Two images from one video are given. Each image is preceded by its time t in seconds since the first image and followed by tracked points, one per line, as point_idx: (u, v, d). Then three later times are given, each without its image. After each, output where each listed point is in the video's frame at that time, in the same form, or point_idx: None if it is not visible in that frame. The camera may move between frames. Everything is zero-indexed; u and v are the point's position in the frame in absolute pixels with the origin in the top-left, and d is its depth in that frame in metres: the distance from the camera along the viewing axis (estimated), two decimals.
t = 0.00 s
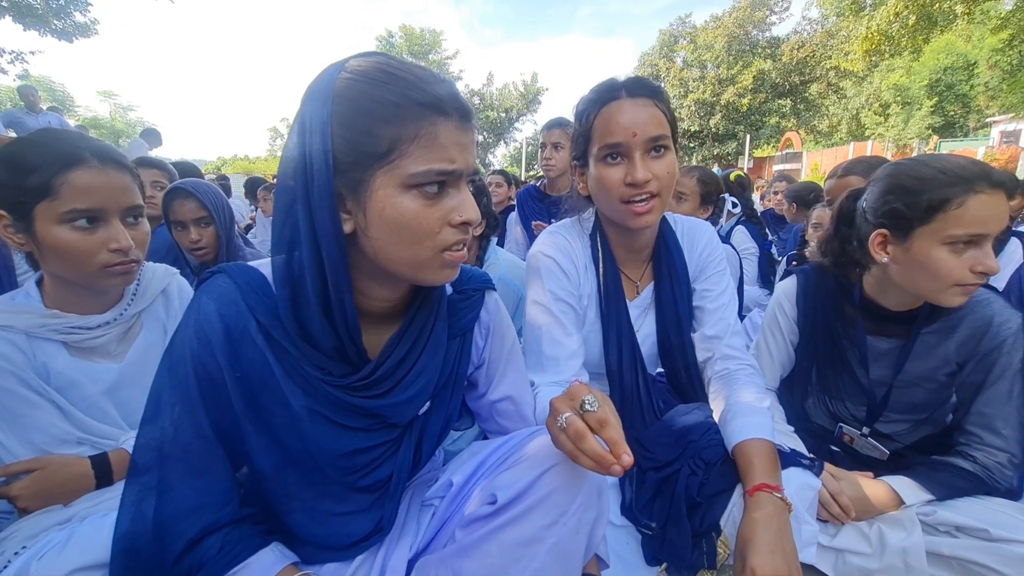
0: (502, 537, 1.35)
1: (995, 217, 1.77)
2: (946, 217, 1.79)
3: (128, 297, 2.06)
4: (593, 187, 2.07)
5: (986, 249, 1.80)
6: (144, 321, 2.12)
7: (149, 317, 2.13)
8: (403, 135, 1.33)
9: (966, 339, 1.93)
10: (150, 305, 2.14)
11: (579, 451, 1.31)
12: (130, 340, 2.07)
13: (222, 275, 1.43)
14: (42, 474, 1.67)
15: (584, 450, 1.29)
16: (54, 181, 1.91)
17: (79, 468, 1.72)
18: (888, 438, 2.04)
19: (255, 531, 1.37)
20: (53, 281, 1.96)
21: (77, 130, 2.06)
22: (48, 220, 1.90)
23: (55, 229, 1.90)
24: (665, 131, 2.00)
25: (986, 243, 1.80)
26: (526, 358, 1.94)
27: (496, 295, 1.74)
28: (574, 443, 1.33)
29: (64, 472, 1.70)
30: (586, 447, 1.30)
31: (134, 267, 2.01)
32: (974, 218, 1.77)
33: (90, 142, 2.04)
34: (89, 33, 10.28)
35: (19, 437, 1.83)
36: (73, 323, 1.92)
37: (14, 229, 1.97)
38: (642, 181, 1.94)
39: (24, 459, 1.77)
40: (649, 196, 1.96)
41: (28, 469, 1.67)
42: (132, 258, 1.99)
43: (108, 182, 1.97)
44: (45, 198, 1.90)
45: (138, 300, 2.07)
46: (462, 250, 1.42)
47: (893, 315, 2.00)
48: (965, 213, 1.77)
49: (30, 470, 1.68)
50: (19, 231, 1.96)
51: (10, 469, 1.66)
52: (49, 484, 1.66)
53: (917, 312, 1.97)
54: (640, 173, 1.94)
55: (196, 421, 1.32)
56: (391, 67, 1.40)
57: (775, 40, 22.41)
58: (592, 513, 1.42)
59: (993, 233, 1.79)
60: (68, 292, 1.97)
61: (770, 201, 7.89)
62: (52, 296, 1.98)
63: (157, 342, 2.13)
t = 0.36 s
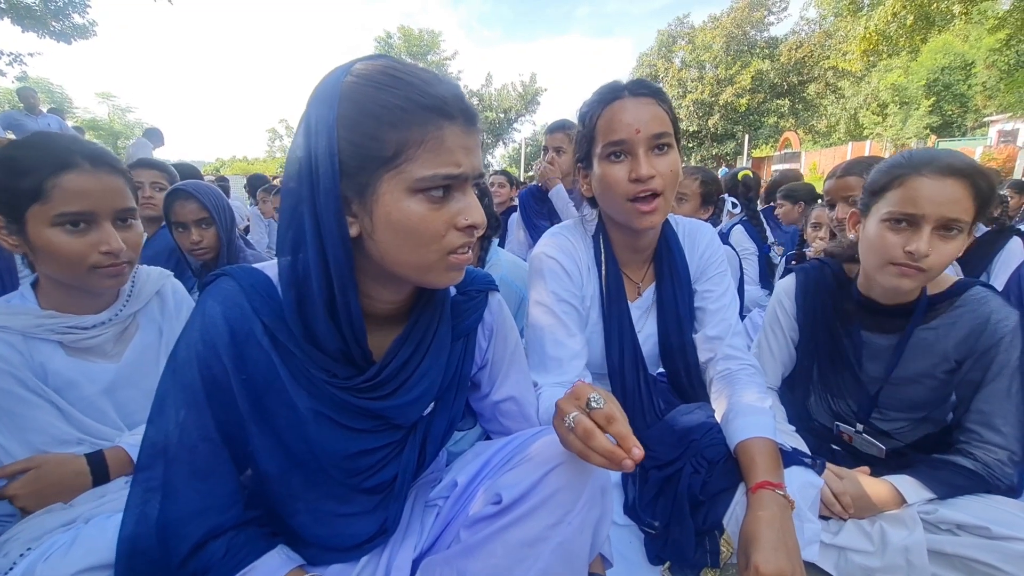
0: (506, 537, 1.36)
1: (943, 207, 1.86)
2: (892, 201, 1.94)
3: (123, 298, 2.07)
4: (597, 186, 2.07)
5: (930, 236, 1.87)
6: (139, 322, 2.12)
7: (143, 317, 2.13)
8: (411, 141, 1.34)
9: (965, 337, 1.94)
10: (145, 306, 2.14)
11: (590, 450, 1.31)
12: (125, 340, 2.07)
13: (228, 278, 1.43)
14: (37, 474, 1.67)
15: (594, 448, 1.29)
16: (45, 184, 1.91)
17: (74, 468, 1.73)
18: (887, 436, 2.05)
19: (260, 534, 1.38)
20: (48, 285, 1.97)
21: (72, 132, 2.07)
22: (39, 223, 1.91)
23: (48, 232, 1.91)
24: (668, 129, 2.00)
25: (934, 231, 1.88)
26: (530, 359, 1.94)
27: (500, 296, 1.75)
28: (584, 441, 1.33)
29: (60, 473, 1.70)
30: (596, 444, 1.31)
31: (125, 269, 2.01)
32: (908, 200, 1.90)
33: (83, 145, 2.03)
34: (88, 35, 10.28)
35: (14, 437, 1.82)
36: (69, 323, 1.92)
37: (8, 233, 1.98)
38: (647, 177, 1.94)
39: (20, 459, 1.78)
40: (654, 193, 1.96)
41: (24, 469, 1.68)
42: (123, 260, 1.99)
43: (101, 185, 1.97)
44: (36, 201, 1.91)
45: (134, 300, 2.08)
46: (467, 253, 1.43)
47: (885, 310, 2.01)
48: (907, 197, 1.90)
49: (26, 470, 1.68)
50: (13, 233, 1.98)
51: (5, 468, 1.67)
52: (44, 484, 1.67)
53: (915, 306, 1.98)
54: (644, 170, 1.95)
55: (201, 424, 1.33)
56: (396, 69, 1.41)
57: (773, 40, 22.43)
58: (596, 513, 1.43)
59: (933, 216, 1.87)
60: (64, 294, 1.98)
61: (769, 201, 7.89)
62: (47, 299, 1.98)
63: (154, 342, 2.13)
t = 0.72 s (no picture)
0: (510, 538, 1.36)
1: (930, 199, 1.88)
2: (881, 195, 1.97)
3: (118, 298, 2.07)
4: (600, 185, 2.06)
5: (916, 228, 1.89)
6: (134, 321, 2.12)
7: (138, 317, 2.13)
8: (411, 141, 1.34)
9: (964, 335, 1.93)
10: (140, 306, 2.14)
11: (598, 450, 1.31)
12: (121, 340, 2.07)
13: (231, 277, 1.43)
14: (32, 474, 1.67)
15: (603, 450, 1.29)
16: (32, 180, 1.90)
17: (69, 468, 1.72)
18: (885, 435, 2.05)
19: (262, 536, 1.37)
20: (44, 285, 1.97)
21: (56, 131, 2.06)
22: (29, 220, 1.90)
23: (38, 228, 1.90)
24: (670, 125, 2.00)
25: (921, 224, 1.90)
26: (533, 359, 1.94)
27: (503, 295, 1.74)
28: (592, 441, 1.32)
29: (54, 473, 1.70)
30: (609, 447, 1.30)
31: (120, 262, 2.01)
32: (897, 193, 1.92)
33: (67, 141, 2.03)
34: (87, 36, 10.28)
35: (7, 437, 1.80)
36: (65, 322, 1.92)
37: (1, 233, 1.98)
38: (650, 172, 1.94)
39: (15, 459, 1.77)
40: (658, 188, 1.95)
41: (19, 469, 1.68)
42: (117, 252, 1.99)
43: (87, 179, 1.96)
44: (24, 198, 1.90)
45: (129, 300, 2.08)
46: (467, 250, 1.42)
47: (880, 306, 2.01)
48: (896, 190, 1.94)
49: (21, 469, 1.68)
50: (5, 233, 1.98)
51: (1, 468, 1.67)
52: (38, 484, 1.66)
53: (914, 304, 1.97)
54: (647, 165, 1.94)
55: (203, 424, 1.32)
56: (395, 66, 1.40)
57: (771, 40, 22.44)
58: (600, 512, 1.43)
59: (920, 210, 1.89)
60: (58, 291, 1.98)
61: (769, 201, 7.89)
62: (42, 297, 1.98)
63: (149, 341, 2.12)
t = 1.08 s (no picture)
0: (511, 538, 1.35)
1: (924, 197, 1.88)
2: (883, 191, 1.98)
3: (117, 296, 2.06)
4: (605, 187, 2.05)
5: (911, 226, 1.89)
6: (134, 320, 2.11)
7: (138, 315, 2.12)
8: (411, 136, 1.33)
9: (971, 335, 1.91)
10: (139, 304, 2.12)
11: (608, 433, 1.30)
12: (121, 338, 2.06)
13: (229, 274, 1.42)
14: (33, 473, 1.66)
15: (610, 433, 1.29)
16: (31, 177, 1.89)
17: (70, 468, 1.71)
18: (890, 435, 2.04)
19: (260, 536, 1.36)
20: (43, 284, 1.96)
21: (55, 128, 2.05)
22: (30, 217, 1.89)
23: (39, 225, 1.89)
24: (672, 125, 2.00)
25: (916, 222, 1.90)
26: (535, 358, 1.93)
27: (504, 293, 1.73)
28: (599, 426, 1.31)
29: (56, 472, 1.69)
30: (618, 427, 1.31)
31: (122, 260, 2.01)
32: (896, 190, 1.93)
33: (66, 138, 2.01)
34: (87, 36, 10.27)
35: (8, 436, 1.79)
36: (66, 320, 1.91)
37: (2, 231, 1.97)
38: (657, 173, 1.93)
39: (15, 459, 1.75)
40: (665, 188, 1.94)
41: (18, 469, 1.67)
42: (117, 250, 1.98)
43: (87, 176, 1.95)
44: (25, 195, 1.89)
45: (128, 298, 2.07)
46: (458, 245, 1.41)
47: (883, 306, 2.02)
48: (892, 189, 1.95)
49: (21, 469, 1.67)
50: (4, 231, 1.97)
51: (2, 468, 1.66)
52: (38, 484, 1.65)
53: (920, 303, 1.96)
54: (654, 166, 1.93)
55: (201, 422, 1.31)
56: (388, 60, 1.39)
57: (771, 40, 22.44)
58: (602, 512, 1.42)
59: (916, 208, 1.89)
60: (57, 289, 1.96)
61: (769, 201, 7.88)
62: (41, 295, 1.97)
63: (148, 340, 2.11)
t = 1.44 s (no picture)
0: (514, 540, 1.34)
1: (918, 196, 1.88)
2: (880, 190, 1.99)
3: (117, 296, 2.04)
4: (613, 186, 2.03)
5: (903, 225, 1.90)
6: (134, 320, 2.10)
7: (138, 316, 2.11)
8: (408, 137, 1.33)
9: (975, 335, 1.90)
10: (139, 304, 2.11)
11: (568, 446, 1.30)
12: (121, 339, 2.05)
13: (228, 275, 1.41)
14: (34, 476, 1.65)
15: (567, 435, 1.29)
16: (32, 176, 1.88)
17: (72, 470, 1.70)
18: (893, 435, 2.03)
19: (261, 539, 1.35)
20: (42, 285, 1.95)
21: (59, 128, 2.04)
22: (29, 216, 1.88)
23: (38, 224, 1.88)
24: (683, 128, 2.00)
25: (910, 221, 1.90)
26: (536, 359, 1.92)
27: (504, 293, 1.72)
28: (556, 445, 1.31)
29: (57, 475, 1.68)
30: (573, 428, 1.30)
31: (121, 262, 1.99)
32: (891, 189, 1.94)
33: (69, 138, 2.00)
34: (86, 37, 10.25)
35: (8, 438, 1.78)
36: (64, 321, 1.90)
37: (1, 230, 1.97)
38: (671, 176, 1.93)
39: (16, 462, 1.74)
40: (676, 192, 1.95)
41: (19, 473, 1.65)
42: (117, 251, 1.97)
43: (89, 176, 1.94)
44: (25, 194, 1.88)
45: (128, 298, 2.06)
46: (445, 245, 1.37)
47: (885, 306, 2.01)
48: (887, 189, 1.96)
49: (22, 472, 1.66)
50: (5, 230, 1.96)
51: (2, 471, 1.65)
52: (38, 487, 1.64)
53: (925, 302, 1.95)
54: (668, 168, 1.93)
55: (201, 424, 1.30)
56: (377, 58, 1.38)
57: (770, 40, 22.45)
58: (605, 514, 1.40)
59: (909, 206, 1.89)
60: (56, 289, 1.95)
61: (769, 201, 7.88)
62: (39, 297, 1.96)
63: (149, 341, 2.10)
